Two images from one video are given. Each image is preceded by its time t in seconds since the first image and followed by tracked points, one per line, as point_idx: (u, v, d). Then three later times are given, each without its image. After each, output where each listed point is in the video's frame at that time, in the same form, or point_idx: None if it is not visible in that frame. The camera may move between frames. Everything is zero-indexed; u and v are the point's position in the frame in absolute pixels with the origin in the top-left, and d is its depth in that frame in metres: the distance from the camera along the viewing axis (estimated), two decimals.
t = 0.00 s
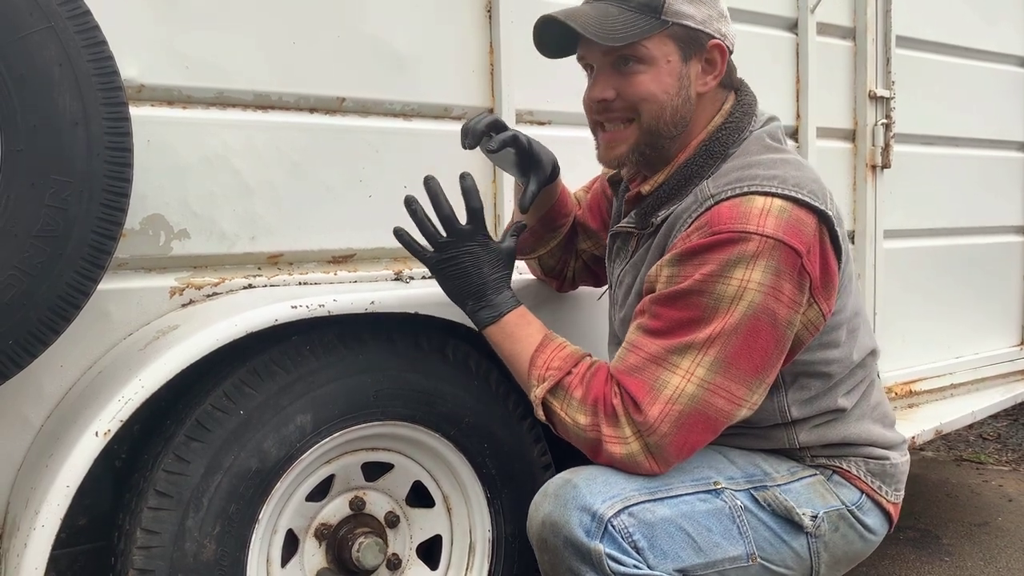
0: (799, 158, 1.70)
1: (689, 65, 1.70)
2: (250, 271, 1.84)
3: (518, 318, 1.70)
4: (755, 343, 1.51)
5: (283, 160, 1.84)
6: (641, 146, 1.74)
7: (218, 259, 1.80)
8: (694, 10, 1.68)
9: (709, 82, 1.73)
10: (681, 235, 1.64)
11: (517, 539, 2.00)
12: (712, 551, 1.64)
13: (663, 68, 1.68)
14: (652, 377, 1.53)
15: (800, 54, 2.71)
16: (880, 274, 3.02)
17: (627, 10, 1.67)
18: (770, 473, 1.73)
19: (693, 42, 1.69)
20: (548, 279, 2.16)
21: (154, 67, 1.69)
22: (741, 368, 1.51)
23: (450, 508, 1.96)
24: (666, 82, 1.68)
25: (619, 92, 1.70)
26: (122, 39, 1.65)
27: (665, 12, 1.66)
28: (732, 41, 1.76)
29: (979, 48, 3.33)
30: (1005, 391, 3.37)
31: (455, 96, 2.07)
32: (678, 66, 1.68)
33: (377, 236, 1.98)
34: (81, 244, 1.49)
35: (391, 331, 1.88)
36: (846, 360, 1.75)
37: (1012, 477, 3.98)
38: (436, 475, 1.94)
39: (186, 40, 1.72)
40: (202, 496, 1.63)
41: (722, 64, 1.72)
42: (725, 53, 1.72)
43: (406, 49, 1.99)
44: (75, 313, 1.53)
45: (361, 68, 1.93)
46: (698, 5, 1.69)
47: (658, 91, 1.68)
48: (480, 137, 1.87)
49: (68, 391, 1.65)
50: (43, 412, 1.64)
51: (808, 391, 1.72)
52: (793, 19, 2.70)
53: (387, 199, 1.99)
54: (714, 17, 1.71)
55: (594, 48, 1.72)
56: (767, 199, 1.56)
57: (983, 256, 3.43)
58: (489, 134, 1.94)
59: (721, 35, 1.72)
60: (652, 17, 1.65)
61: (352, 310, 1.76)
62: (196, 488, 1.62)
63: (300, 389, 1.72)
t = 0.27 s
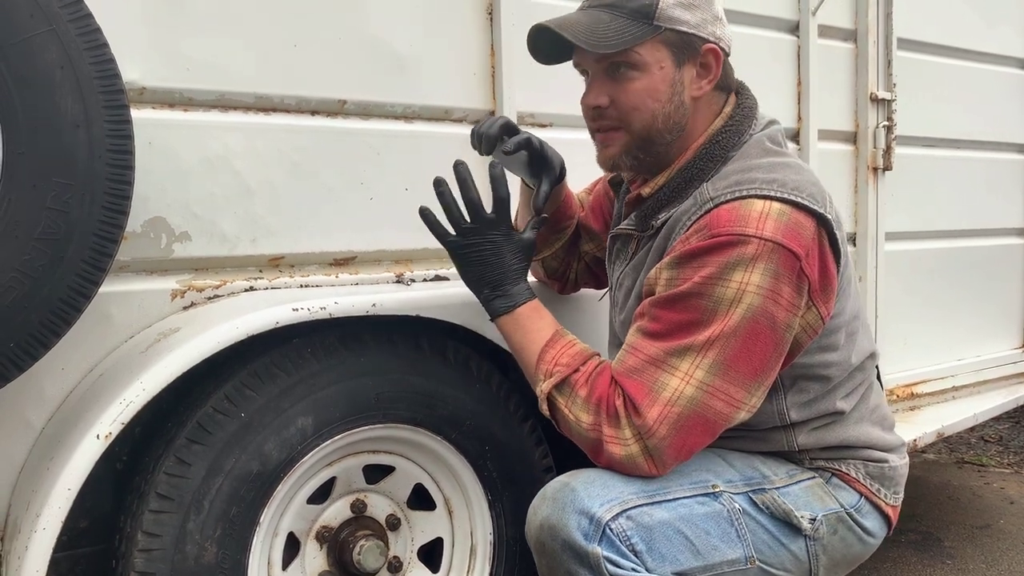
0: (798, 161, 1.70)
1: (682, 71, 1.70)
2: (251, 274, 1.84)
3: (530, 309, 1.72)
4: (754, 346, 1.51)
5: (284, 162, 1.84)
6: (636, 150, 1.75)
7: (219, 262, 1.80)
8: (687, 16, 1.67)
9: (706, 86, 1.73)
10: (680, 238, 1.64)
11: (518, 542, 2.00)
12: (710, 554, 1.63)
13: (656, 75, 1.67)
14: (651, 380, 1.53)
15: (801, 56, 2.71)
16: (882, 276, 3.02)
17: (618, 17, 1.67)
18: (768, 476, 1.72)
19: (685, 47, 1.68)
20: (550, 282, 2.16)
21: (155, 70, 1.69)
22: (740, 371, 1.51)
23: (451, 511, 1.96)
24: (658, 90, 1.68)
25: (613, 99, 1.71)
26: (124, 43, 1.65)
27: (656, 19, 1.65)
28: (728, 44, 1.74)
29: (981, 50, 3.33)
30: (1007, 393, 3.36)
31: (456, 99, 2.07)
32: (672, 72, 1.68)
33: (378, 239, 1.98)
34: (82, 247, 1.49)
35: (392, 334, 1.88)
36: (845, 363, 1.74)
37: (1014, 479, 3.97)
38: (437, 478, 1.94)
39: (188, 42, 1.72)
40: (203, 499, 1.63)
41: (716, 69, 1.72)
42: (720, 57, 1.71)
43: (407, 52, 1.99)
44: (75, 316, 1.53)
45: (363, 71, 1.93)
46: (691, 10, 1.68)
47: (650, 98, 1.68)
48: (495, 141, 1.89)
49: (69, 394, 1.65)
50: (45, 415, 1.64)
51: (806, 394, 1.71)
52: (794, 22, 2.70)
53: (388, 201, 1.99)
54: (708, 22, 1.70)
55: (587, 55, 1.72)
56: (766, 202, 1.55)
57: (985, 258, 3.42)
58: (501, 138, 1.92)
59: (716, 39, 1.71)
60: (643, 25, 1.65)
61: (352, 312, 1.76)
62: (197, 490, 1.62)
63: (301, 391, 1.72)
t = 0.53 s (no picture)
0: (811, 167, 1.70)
1: (694, 82, 1.68)
2: (254, 276, 1.85)
3: (490, 347, 1.68)
4: (760, 351, 1.52)
5: (287, 164, 1.84)
6: (649, 155, 1.74)
7: (222, 264, 1.80)
8: (700, 27, 1.64)
9: (720, 94, 1.71)
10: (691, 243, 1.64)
11: (520, 543, 2.00)
12: (711, 555, 1.63)
13: (664, 87, 1.67)
14: (655, 382, 1.54)
15: (802, 58, 2.71)
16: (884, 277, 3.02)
17: (627, 30, 1.66)
18: (772, 479, 1.72)
19: (697, 58, 1.66)
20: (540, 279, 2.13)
21: (158, 72, 1.69)
22: (744, 374, 1.52)
23: (454, 512, 1.96)
24: (669, 99, 1.67)
25: (621, 109, 1.71)
26: (127, 44, 1.66)
27: (665, 31, 1.63)
28: (744, 51, 1.71)
29: (982, 52, 3.33)
30: (1009, 394, 3.36)
31: (458, 101, 2.07)
32: (683, 83, 1.67)
33: (380, 240, 1.98)
34: (85, 248, 1.49)
35: (394, 335, 1.88)
36: (853, 368, 1.75)
37: (1016, 481, 3.97)
38: (439, 480, 1.94)
39: (191, 44, 1.72)
40: (205, 501, 1.63)
41: (730, 78, 1.69)
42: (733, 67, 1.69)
43: (409, 54, 1.99)
44: (78, 317, 1.53)
45: (365, 73, 1.93)
46: (706, 19, 1.65)
47: (658, 110, 1.68)
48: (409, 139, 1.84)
49: (72, 395, 1.65)
50: (48, 417, 1.64)
51: (814, 399, 1.72)
52: (796, 23, 2.70)
53: (390, 202, 1.99)
54: (724, 30, 1.67)
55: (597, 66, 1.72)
56: (776, 209, 1.56)
57: (987, 260, 3.42)
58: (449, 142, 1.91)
59: (730, 48, 1.68)
60: (652, 38, 1.64)
61: (356, 314, 1.77)
62: (199, 492, 1.62)
63: (304, 393, 1.72)
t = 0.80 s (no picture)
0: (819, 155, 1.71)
1: (674, 88, 1.67)
2: (254, 275, 1.84)
3: (537, 323, 1.74)
4: (779, 337, 1.52)
5: (287, 164, 1.84)
6: (649, 156, 1.74)
7: (222, 263, 1.80)
8: (667, 35, 1.63)
9: (710, 94, 1.69)
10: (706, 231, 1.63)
11: (522, 543, 2.00)
12: (729, 559, 1.63)
13: (644, 99, 1.67)
14: (675, 372, 1.53)
15: (803, 57, 2.71)
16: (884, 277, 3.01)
17: (597, 51, 1.67)
18: (787, 479, 1.72)
19: (672, 65, 1.65)
20: (548, 284, 2.15)
21: (158, 71, 1.69)
22: (764, 362, 1.51)
23: (455, 512, 1.96)
24: (653, 110, 1.68)
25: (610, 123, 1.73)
26: (127, 44, 1.66)
27: (632, 47, 1.63)
28: (727, 44, 1.67)
29: (983, 51, 3.33)
30: (1011, 394, 3.36)
31: (459, 100, 2.07)
32: (664, 91, 1.66)
33: (381, 239, 1.98)
34: (85, 248, 1.49)
35: (395, 334, 1.88)
36: (865, 359, 1.75)
37: (1018, 480, 3.96)
38: (440, 479, 1.94)
39: (191, 44, 1.72)
40: (206, 501, 1.62)
41: (714, 78, 1.66)
42: (712, 66, 1.66)
43: (410, 53, 1.99)
44: (79, 317, 1.53)
45: (365, 72, 1.93)
46: (670, 27, 1.63)
47: (642, 121, 1.69)
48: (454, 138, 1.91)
49: (73, 395, 1.65)
50: (48, 416, 1.64)
51: (829, 391, 1.71)
52: (796, 23, 2.70)
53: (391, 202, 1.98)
54: (692, 31, 1.64)
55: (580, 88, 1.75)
56: (793, 195, 1.56)
57: (988, 259, 3.42)
58: (472, 140, 1.95)
59: (706, 47, 1.64)
60: (619, 56, 1.64)
61: (357, 313, 1.76)
62: (200, 491, 1.62)
63: (304, 392, 1.72)
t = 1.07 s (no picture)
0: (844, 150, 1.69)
1: (686, 91, 1.64)
2: (255, 273, 1.84)
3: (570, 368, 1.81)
4: (807, 339, 1.49)
5: (288, 162, 1.84)
6: (667, 152, 1.71)
7: (223, 261, 1.80)
8: (674, 40, 1.60)
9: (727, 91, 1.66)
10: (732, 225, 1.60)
11: (523, 541, 2.00)
12: (752, 562, 1.60)
13: (655, 104, 1.65)
14: (709, 375, 1.48)
15: (803, 55, 2.71)
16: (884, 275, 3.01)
17: (603, 59, 1.65)
18: (802, 477, 1.69)
19: (683, 67, 1.62)
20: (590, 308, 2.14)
21: (158, 69, 1.69)
22: (796, 365, 1.49)
23: (456, 511, 1.96)
24: (665, 114, 1.66)
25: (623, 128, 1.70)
26: (127, 41, 1.65)
27: (639, 53, 1.61)
28: (736, 43, 1.64)
29: (984, 49, 3.33)
30: (1012, 392, 3.36)
31: (459, 98, 2.07)
32: (675, 94, 1.64)
33: (382, 237, 1.97)
34: (85, 245, 1.49)
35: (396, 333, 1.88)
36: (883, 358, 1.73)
37: (1018, 479, 3.96)
38: (441, 477, 1.93)
39: (192, 42, 1.72)
40: (207, 499, 1.62)
41: (727, 77, 1.64)
42: (724, 66, 1.63)
43: (410, 51, 1.99)
44: (80, 315, 1.52)
45: (366, 70, 1.93)
46: (677, 31, 1.60)
47: (656, 125, 1.67)
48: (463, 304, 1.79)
49: (74, 393, 1.65)
50: (48, 414, 1.64)
51: (845, 390, 1.69)
52: (797, 21, 2.69)
53: (392, 200, 1.98)
54: (699, 32, 1.60)
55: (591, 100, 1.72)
56: (821, 190, 1.55)
57: (988, 258, 3.42)
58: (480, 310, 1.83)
59: (715, 48, 1.62)
60: (628, 63, 1.62)
61: (357, 311, 1.76)
62: (201, 489, 1.62)
63: (304, 390, 1.72)
